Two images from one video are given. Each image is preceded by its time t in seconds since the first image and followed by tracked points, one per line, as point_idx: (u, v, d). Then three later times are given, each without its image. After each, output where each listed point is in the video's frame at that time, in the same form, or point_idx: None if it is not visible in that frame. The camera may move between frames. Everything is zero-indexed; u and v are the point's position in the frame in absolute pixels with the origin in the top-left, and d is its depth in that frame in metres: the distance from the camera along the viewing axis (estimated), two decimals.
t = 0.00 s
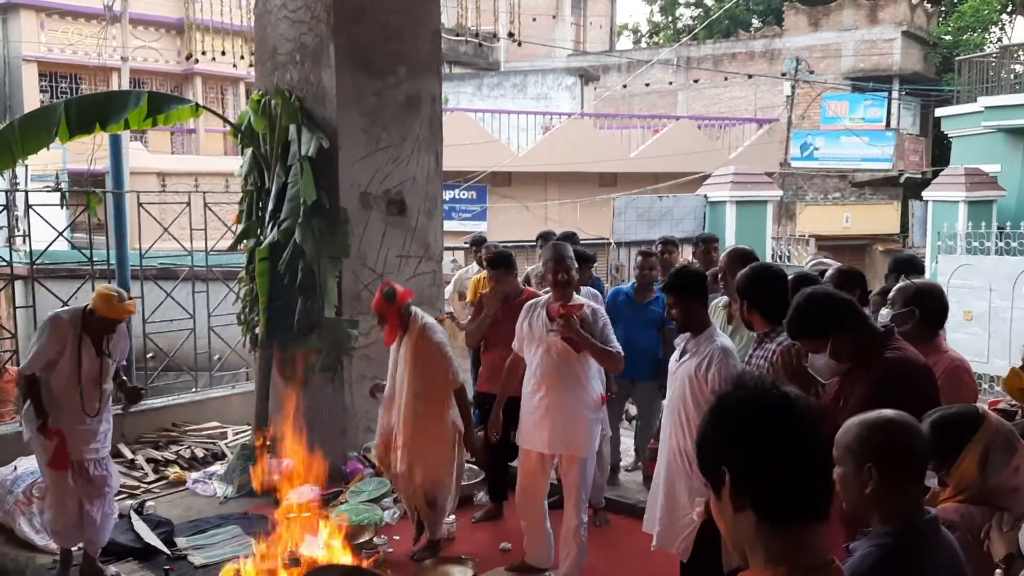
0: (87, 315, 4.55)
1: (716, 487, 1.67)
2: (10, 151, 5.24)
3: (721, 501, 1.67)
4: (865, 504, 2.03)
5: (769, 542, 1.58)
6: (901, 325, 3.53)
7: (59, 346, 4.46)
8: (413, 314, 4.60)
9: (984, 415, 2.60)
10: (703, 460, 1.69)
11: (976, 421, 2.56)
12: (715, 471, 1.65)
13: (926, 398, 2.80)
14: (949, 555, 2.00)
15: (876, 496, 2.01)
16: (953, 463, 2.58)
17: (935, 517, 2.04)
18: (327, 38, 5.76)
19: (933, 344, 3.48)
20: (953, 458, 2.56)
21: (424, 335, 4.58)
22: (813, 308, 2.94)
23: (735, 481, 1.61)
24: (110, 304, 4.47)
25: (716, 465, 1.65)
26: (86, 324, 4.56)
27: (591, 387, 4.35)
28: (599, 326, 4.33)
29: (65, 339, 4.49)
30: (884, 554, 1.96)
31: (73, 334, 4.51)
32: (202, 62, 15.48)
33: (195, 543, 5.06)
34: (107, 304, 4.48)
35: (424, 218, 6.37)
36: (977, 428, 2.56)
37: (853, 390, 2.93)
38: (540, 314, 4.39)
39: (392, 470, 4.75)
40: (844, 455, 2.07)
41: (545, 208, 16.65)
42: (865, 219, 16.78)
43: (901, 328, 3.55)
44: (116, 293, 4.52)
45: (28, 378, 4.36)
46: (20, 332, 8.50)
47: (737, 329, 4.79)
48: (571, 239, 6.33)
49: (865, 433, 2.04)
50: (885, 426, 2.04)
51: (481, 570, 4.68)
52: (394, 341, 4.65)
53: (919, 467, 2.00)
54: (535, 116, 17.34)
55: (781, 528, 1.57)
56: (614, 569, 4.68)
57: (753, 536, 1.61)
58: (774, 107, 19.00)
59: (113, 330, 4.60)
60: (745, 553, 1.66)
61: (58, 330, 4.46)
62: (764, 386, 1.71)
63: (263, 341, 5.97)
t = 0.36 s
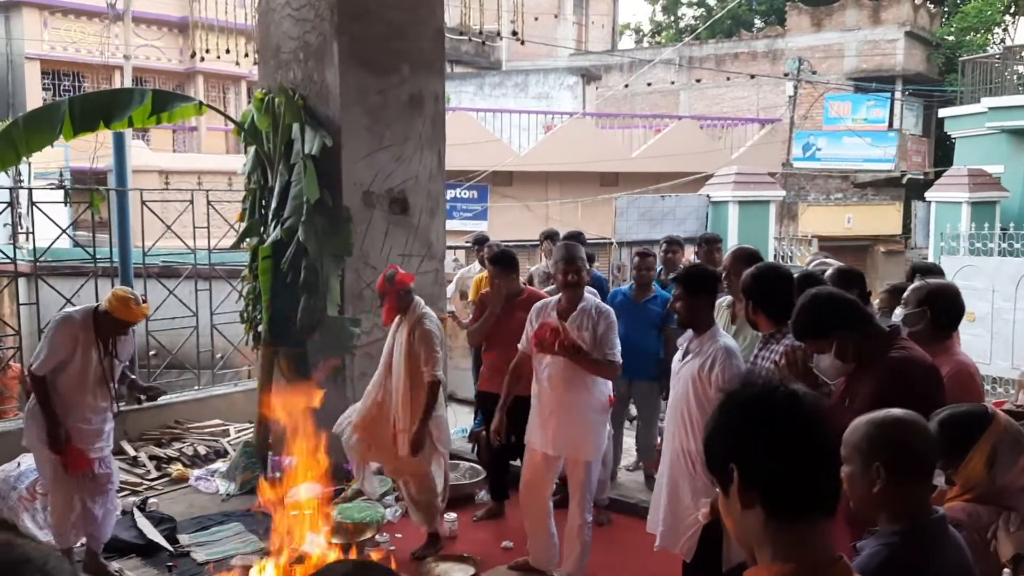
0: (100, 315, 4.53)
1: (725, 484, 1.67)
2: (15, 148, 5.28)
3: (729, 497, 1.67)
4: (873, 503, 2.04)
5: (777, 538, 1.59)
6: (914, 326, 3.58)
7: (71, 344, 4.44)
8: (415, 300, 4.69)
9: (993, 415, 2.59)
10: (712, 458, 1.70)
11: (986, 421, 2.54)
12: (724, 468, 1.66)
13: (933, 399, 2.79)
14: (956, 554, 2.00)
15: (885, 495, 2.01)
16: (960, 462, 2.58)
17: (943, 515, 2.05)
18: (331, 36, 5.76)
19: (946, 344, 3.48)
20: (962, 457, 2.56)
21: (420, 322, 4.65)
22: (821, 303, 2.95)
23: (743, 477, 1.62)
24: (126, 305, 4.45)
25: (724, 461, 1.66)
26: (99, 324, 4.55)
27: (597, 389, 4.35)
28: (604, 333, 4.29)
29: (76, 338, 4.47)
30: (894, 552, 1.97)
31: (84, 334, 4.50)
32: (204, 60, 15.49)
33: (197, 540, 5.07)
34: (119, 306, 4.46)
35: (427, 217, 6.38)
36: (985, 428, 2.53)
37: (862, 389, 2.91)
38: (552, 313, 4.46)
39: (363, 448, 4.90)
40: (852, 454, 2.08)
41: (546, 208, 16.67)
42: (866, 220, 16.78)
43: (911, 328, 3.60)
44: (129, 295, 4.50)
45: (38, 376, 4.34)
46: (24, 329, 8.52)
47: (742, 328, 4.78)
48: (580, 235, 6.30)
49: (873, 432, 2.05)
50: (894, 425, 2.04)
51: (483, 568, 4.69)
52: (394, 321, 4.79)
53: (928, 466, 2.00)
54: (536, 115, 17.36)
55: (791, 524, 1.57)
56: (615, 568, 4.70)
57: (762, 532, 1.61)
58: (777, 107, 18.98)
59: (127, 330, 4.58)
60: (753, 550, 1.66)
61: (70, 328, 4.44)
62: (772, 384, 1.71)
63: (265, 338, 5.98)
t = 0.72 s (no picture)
0: (106, 315, 4.52)
1: (736, 482, 1.68)
2: (24, 145, 5.32)
3: (739, 495, 1.68)
4: (883, 502, 2.05)
5: (789, 536, 1.60)
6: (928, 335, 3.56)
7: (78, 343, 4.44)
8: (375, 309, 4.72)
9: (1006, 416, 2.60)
10: (722, 455, 1.71)
11: (997, 420, 2.56)
12: (734, 465, 1.67)
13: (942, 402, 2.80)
14: (966, 553, 2.01)
15: (895, 493, 2.02)
16: (971, 460, 2.58)
17: (953, 514, 2.06)
18: (338, 34, 5.78)
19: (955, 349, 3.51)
20: (972, 456, 2.57)
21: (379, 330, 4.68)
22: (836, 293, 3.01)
23: (754, 475, 1.63)
24: (131, 303, 4.45)
25: (735, 458, 1.67)
26: (104, 325, 4.54)
27: (603, 388, 4.35)
28: (606, 333, 4.28)
29: (84, 338, 4.47)
30: (904, 550, 1.98)
31: (91, 335, 4.50)
32: (210, 57, 15.51)
33: (203, 535, 5.10)
34: (125, 306, 4.45)
35: (432, 215, 6.40)
36: (998, 427, 2.55)
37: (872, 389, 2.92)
38: (561, 309, 4.49)
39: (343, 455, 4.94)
40: (862, 451, 2.09)
41: (550, 206, 16.68)
42: (870, 220, 16.66)
43: (927, 338, 3.58)
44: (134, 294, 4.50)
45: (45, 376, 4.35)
46: (30, 324, 8.55)
47: (748, 327, 4.77)
48: (588, 233, 6.30)
49: (883, 431, 2.06)
50: (904, 423, 2.05)
51: (488, 566, 4.70)
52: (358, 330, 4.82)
53: (938, 465, 2.01)
54: (541, 114, 17.37)
55: (802, 523, 1.58)
56: (620, 566, 4.71)
57: (773, 529, 1.62)
58: (783, 107, 18.96)
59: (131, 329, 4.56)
60: (764, 548, 1.67)
61: (76, 328, 4.44)
62: (782, 382, 1.72)
63: (271, 335, 6.01)
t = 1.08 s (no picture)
0: (120, 315, 4.47)
1: (750, 477, 1.70)
2: (38, 140, 5.43)
3: (754, 490, 1.70)
4: (892, 498, 2.07)
5: (804, 532, 1.62)
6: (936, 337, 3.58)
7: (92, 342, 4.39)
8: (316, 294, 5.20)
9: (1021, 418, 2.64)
10: (738, 450, 1.73)
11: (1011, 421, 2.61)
12: (750, 461, 1.69)
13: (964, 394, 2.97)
14: (976, 552, 2.03)
15: (903, 490, 2.05)
16: (983, 460, 2.62)
17: (962, 512, 2.08)
18: (349, 30, 5.81)
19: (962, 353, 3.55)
20: (987, 453, 2.61)
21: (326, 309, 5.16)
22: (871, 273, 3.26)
23: (770, 471, 1.65)
24: (144, 303, 4.40)
25: (751, 455, 1.69)
26: (117, 325, 4.49)
27: (611, 384, 4.36)
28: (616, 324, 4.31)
29: (98, 338, 4.42)
30: (912, 547, 2.00)
31: (104, 335, 4.45)
32: (219, 53, 15.56)
33: (213, 528, 5.14)
34: (139, 307, 4.42)
35: (441, 211, 6.43)
36: (1012, 426, 2.61)
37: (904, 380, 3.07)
38: (571, 304, 4.50)
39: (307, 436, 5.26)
40: (873, 448, 2.12)
41: (557, 203, 16.72)
42: (878, 220, 16.77)
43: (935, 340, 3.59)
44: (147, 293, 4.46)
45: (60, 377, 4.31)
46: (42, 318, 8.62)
47: (757, 325, 4.79)
48: (594, 230, 6.23)
49: (894, 429, 2.09)
50: (916, 421, 2.08)
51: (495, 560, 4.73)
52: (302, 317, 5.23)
53: (946, 463, 2.04)
54: (549, 111, 17.37)
55: (818, 520, 1.60)
56: (627, 562, 4.73)
57: (787, 525, 1.64)
58: (790, 105, 18.72)
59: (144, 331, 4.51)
60: (778, 543, 1.69)
61: (89, 328, 4.38)
62: (800, 379, 1.73)
63: (281, 330, 6.05)
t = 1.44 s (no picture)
0: (143, 326, 4.41)
1: (771, 468, 1.70)
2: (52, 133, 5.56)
3: (774, 482, 1.70)
4: (904, 494, 2.09)
5: (824, 525, 1.61)
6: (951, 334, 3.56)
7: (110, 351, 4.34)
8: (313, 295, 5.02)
9: None
10: (762, 442, 1.73)
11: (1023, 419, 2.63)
12: (773, 453, 1.69)
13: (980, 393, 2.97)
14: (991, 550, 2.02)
15: (916, 486, 2.06)
16: (996, 456, 2.60)
17: (977, 510, 2.08)
18: (361, 25, 5.81)
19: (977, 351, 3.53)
20: (999, 449, 2.58)
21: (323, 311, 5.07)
22: (895, 265, 3.21)
23: (795, 464, 1.65)
24: (168, 322, 4.32)
25: (775, 448, 1.69)
26: (140, 334, 4.43)
27: (622, 381, 4.36)
28: (625, 321, 4.27)
29: (119, 346, 4.38)
30: (927, 543, 1.98)
31: (126, 343, 4.41)
32: (231, 48, 15.60)
33: (224, 520, 5.18)
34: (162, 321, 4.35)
35: (452, 206, 6.45)
36: None
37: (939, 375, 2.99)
38: (583, 299, 4.50)
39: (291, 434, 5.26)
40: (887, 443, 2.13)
41: (567, 199, 16.70)
42: (891, 216, 16.64)
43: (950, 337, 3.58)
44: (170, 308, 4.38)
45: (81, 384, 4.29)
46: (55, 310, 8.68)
47: (768, 323, 4.79)
48: (599, 229, 6.34)
49: (908, 425, 2.11)
50: (931, 418, 2.10)
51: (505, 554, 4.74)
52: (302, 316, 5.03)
53: (960, 461, 2.05)
54: (560, 107, 17.35)
55: (838, 513, 1.59)
56: (637, 557, 4.73)
57: (807, 519, 1.64)
58: (802, 101, 18.59)
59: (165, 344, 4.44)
60: (795, 536, 1.69)
61: (108, 337, 4.34)
62: (830, 374, 1.72)
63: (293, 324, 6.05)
